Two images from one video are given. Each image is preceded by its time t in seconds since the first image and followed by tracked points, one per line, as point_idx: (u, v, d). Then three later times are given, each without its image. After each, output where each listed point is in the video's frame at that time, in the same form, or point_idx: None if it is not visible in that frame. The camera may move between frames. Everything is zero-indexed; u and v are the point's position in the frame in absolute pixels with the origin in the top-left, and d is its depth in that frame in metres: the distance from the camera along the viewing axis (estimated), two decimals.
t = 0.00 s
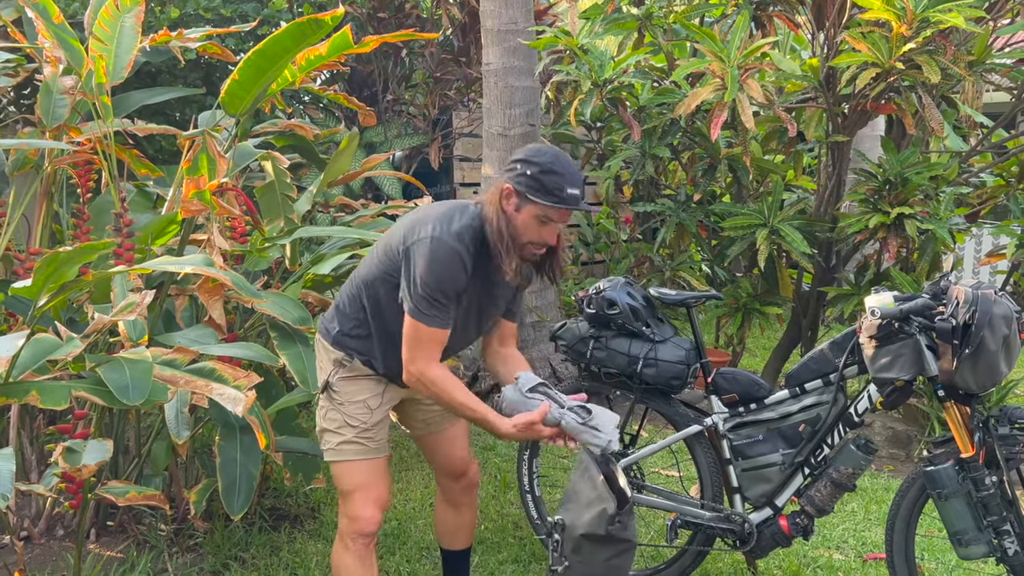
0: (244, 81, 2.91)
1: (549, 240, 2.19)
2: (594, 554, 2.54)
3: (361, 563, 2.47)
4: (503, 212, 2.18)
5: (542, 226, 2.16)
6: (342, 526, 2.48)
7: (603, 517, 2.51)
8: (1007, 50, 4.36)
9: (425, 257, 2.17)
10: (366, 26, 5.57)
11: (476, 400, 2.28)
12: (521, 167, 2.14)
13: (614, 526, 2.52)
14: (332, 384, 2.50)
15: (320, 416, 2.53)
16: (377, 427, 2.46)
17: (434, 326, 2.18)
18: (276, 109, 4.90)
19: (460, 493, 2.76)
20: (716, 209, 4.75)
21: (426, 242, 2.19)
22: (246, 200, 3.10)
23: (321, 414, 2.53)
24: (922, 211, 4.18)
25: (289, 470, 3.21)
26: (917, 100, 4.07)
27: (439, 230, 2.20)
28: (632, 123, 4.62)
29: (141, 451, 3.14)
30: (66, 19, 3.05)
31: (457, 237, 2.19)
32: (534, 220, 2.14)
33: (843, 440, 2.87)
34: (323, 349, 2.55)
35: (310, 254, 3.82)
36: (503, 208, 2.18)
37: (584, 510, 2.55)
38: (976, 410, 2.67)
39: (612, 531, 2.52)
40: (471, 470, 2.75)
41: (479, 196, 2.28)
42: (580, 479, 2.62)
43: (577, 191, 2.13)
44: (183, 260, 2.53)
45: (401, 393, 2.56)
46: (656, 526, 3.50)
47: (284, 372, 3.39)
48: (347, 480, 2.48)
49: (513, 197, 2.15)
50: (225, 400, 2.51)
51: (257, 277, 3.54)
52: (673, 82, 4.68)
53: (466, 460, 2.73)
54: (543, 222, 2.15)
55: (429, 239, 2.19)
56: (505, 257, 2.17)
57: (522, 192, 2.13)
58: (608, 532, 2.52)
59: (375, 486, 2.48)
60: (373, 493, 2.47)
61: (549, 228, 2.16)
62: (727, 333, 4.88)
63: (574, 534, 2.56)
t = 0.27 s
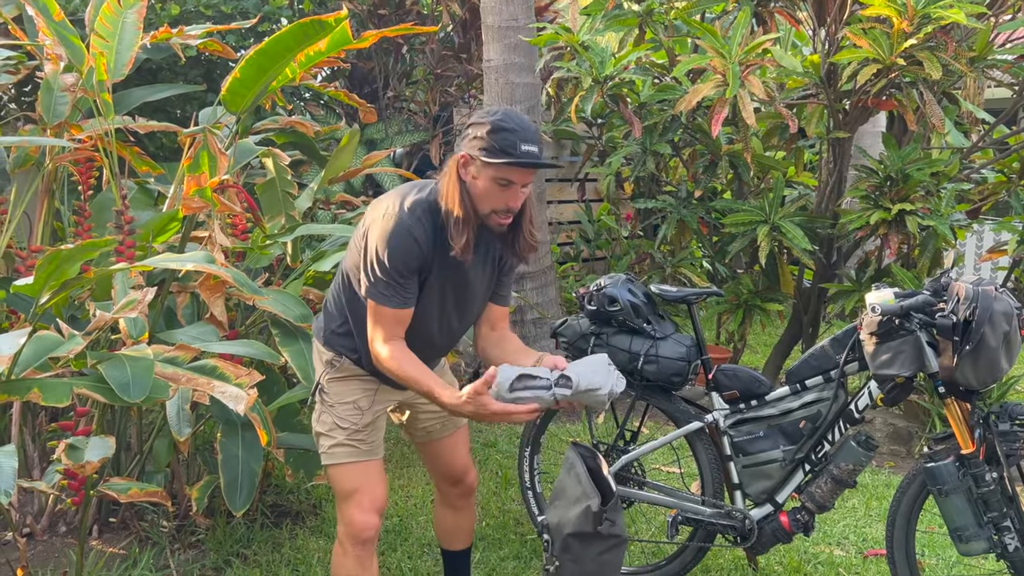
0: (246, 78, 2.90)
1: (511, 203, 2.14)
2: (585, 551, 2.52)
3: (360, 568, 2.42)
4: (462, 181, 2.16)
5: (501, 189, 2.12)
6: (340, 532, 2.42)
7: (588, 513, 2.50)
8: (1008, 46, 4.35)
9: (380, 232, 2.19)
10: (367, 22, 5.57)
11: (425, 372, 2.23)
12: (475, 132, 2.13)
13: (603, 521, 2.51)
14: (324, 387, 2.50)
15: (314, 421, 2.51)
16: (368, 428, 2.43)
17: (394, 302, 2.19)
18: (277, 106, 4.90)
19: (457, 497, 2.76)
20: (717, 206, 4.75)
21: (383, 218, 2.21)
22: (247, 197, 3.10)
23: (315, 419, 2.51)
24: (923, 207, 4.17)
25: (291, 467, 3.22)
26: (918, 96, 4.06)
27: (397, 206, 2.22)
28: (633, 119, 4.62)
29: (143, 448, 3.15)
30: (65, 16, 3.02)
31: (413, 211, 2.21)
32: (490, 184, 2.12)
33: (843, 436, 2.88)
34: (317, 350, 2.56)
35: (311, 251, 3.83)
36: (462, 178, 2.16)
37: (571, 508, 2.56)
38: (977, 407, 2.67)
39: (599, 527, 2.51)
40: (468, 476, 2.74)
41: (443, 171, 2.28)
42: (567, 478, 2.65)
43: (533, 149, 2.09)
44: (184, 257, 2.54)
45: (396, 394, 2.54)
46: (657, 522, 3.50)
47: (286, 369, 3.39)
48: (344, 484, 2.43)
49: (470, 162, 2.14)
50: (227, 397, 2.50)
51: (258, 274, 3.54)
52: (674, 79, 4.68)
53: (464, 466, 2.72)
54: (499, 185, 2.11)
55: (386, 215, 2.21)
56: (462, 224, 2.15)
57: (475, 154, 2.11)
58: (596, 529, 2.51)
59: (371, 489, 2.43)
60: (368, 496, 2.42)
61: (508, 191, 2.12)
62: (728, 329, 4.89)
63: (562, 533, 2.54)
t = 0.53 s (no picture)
0: (246, 74, 2.90)
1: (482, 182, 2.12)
2: (592, 544, 2.53)
3: (356, 564, 2.42)
4: (432, 162, 2.16)
5: (472, 169, 2.11)
6: (337, 530, 2.42)
7: (595, 506, 2.50)
8: (1010, 40, 4.34)
9: (354, 219, 2.20)
10: (368, 17, 5.56)
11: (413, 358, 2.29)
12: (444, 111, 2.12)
13: (608, 515, 2.51)
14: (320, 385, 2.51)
15: (312, 419, 2.52)
16: (361, 426, 2.43)
17: (369, 290, 2.20)
18: (277, 101, 4.90)
19: (451, 494, 2.77)
20: (718, 201, 4.75)
21: (356, 206, 2.23)
22: (247, 192, 3.09)
23: (312, 416, 2.52)
24: (924, 202, 4.17)
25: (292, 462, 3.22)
26: (920, 90, 4.06)
27: (370, 192, 2.23)
28: (634, 114, 4.62)
29: (144, 444, 3.16)
30: (67, 12, 3.05)
31: (385, 197, 2.21)
32: (460, 164, 2.10)
33: (843, 431, 2.89)
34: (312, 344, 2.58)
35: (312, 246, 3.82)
36: (433, 159, 2.16)
37: (577, 501, 2.57)
38: (977, 402, 2.67)
39: (606, 520, 2.51)
40: (463, 475, 2.75)
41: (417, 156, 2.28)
42: (574, 473, 2.66)
43: (502, 125, 2.07)
44: (185, 252, 2.54)
45: (392, 391, 2.53)
46: (658, 517, 3.51)
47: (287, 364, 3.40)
48: (340, 482, 2.43)
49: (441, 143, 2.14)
50: (229, 392, 2.51)
51: (259, 270, 3.54)
52: (675, 73, 4.67)
53: (460, 466, 2.72)
54: (469, 165, 2.10)
55: (359, 202, 2.22)
56: (435, 206, 2.15)
57: (444, 134, 2.11)
58: (603, 522, 2.51)
59: (367, 487, 2.42)
60: (363, 494, 2.41)
61: (478, 171, 2.11)
62: (729, 325, 4.89)
63: (569, 526, 2.55)
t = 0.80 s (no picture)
0: (245, 66, 2.90)
1: (470, 176, 2.10)
2: (591, 538, 2.52)
3: (357, 557, 2.41)
4: (420, 156, 2.14)
5: (460, 164, 2.09)
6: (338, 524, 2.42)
7: (594, 500, 2.50)
8: (1012, 32, 4.33)
9: (343, 216, 2.20)
10: (367, 10, 5.54)
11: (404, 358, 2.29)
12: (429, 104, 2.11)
13: (607, 508, 2.51)
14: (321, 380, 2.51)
15: (313, 413, 2.52)
16: (361, 420, 2.42)
17: (362, 286, 2.20)
18: (277, 95, 4.89)
19: (450, 488, 2.77)
20: (719, 194, 4.74)
21: (345, 202, 2.22)
22: (248, 186, 3.09)
23: (314, 411, 2.52)
24: (926, 195, 4.16)
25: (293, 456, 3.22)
26: (922, 83, 4.04)
27: (360, 188, 2.23)
28: (635, 107, 4.61)
29: (145, 438, 3.15)
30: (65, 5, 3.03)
31: (374, 193, 2.20)
32: (448, 159, 2.08)
33: (845, 425, 2.87)
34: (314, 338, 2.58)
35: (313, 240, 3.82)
36: (421, 153, 2.15)
37: (576, 495, 2.56)
38: (979, 395, 2.66)
39: (604, 513, 2.51)
40: (462, 469, 2.75)
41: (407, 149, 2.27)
42: (573, 466, 2.66)
43: (488, 119, 2.04)
44: (185, 246, 2.53)
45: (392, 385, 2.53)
46: (659, 510, 3.51)
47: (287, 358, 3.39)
48: (341, 476, 2.43)
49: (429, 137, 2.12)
50: (229, 385, 2.50)
51: (259, 263, 3.54)
52: (676, 66, 4.66)
53: (458, 461, 2.72)
54: (457, 159, 2.08)
55: (348, 198, 2.21)
56: (424, 202, 2.14)
57: (431, 128, 2.09)
58: (602, 516, 2.51)
59: (367, 481, 2.42)
60: (363, 489, 2.41)
61: (466, 165, 2.09)
62: (729, 318, 4.88)
63: (568, 519, 2.55)
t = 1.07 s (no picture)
0: (245, 60, 2.89)
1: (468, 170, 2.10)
2: (591, 531, 2.52)
3: (357, 551, 2.42)
4: (419, 149, 2.14)
5: (459, 158, 2.09)
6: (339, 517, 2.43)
7: (594, 493, 2.50)
8: (1012, 26, 4.32)
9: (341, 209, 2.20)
10: (367, 4, 5.53)
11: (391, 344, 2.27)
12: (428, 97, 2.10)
13: (608, 502, 2.51)
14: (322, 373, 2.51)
15: (314, 406, 2.52)
16: (361, 414, 2.42)
17: (358, 280, 2.21)
18: (276, 90, 4.88)
19: (450, 481, 2.79)
20: (718, 188, 4.74)
21: (343, 196, 2.22)
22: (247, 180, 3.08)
23: (315, 404, 2.52)
24: (926, 189, 4.16)
25: (292, 451, 3.22)
26: (922, 77, 4.04)
27: (359, 182, 2.22)
28: (635, 101, 4.60)
29: (145, 433, 3.16)
30: None
31: (373, 187, 2.20)
32: (446, 153, 2.08)
33: (845, 418, 2.89)
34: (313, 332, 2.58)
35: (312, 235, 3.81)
36: (420, 146, 2.14)
37: (576, 489, 2.57)
38: (978, 388, 2.67)
39: (604, 507, 2.50)
40: (462, 463, 2.76)
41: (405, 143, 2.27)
42: (574, 461, 2.67)
43: (488, 113, 2.04)
44: (185, 240, 2.53)
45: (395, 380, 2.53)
46: (659, 504, 3.52)
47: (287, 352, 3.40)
48: (342, 469, 2.44)
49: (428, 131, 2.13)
50: (229, 380, 2.50)
51: (259, 258, 3.53)
52: (675, 60, 4.66)
53: (458, 455, 2.72)
54: (455, 153, 2.08)
55: (347, 192, 2.21)
56: (422, 196, 2.14)
57: (429, 122, 2.09)
58: (602, 509, 2.50)
59: (367, 476, 2.42)
60: (364, 484, 2.41)
61: (464, 159, 2.09)
62: (729, 313, 4.88)
63: (569, 513, 2.56)
